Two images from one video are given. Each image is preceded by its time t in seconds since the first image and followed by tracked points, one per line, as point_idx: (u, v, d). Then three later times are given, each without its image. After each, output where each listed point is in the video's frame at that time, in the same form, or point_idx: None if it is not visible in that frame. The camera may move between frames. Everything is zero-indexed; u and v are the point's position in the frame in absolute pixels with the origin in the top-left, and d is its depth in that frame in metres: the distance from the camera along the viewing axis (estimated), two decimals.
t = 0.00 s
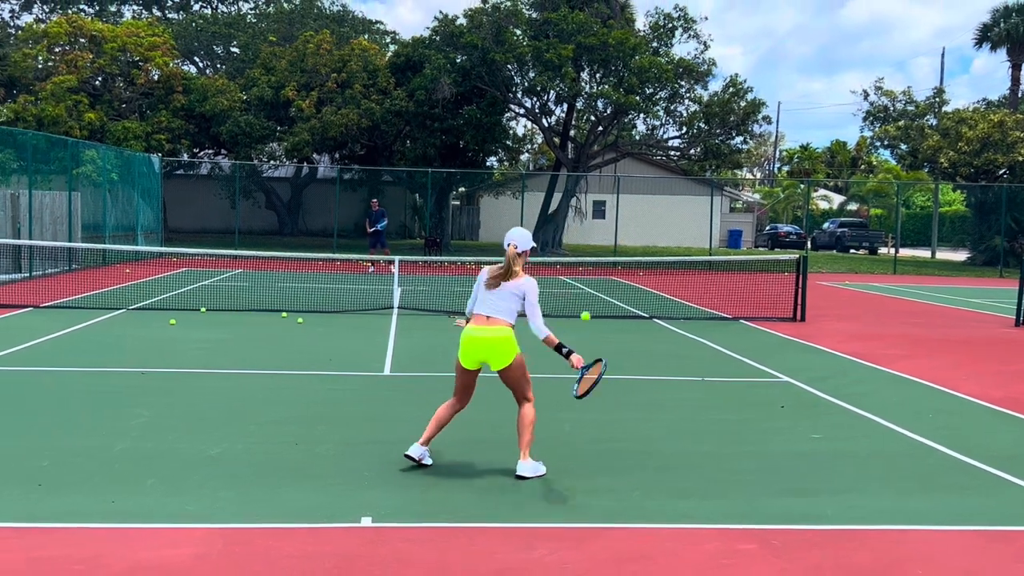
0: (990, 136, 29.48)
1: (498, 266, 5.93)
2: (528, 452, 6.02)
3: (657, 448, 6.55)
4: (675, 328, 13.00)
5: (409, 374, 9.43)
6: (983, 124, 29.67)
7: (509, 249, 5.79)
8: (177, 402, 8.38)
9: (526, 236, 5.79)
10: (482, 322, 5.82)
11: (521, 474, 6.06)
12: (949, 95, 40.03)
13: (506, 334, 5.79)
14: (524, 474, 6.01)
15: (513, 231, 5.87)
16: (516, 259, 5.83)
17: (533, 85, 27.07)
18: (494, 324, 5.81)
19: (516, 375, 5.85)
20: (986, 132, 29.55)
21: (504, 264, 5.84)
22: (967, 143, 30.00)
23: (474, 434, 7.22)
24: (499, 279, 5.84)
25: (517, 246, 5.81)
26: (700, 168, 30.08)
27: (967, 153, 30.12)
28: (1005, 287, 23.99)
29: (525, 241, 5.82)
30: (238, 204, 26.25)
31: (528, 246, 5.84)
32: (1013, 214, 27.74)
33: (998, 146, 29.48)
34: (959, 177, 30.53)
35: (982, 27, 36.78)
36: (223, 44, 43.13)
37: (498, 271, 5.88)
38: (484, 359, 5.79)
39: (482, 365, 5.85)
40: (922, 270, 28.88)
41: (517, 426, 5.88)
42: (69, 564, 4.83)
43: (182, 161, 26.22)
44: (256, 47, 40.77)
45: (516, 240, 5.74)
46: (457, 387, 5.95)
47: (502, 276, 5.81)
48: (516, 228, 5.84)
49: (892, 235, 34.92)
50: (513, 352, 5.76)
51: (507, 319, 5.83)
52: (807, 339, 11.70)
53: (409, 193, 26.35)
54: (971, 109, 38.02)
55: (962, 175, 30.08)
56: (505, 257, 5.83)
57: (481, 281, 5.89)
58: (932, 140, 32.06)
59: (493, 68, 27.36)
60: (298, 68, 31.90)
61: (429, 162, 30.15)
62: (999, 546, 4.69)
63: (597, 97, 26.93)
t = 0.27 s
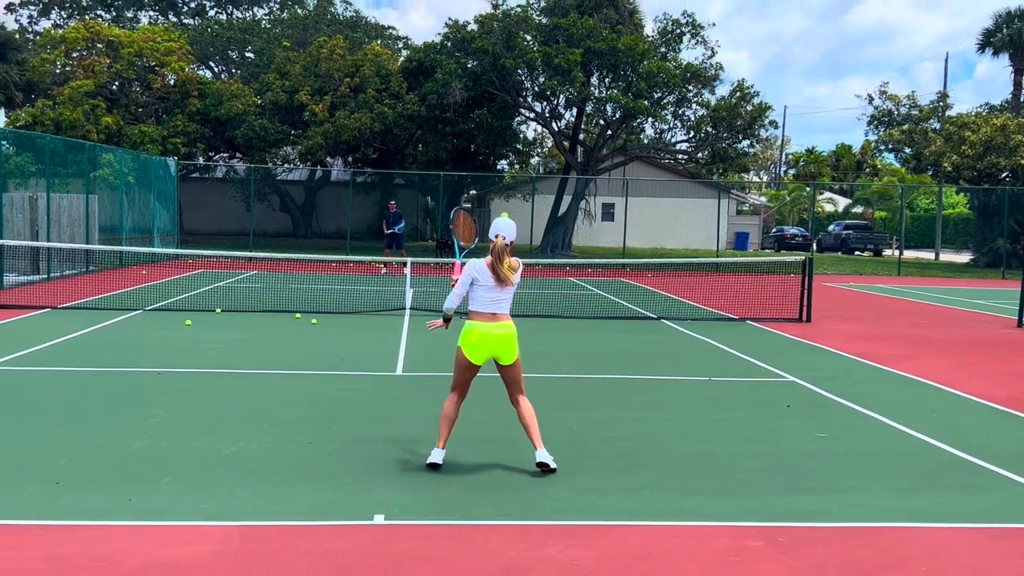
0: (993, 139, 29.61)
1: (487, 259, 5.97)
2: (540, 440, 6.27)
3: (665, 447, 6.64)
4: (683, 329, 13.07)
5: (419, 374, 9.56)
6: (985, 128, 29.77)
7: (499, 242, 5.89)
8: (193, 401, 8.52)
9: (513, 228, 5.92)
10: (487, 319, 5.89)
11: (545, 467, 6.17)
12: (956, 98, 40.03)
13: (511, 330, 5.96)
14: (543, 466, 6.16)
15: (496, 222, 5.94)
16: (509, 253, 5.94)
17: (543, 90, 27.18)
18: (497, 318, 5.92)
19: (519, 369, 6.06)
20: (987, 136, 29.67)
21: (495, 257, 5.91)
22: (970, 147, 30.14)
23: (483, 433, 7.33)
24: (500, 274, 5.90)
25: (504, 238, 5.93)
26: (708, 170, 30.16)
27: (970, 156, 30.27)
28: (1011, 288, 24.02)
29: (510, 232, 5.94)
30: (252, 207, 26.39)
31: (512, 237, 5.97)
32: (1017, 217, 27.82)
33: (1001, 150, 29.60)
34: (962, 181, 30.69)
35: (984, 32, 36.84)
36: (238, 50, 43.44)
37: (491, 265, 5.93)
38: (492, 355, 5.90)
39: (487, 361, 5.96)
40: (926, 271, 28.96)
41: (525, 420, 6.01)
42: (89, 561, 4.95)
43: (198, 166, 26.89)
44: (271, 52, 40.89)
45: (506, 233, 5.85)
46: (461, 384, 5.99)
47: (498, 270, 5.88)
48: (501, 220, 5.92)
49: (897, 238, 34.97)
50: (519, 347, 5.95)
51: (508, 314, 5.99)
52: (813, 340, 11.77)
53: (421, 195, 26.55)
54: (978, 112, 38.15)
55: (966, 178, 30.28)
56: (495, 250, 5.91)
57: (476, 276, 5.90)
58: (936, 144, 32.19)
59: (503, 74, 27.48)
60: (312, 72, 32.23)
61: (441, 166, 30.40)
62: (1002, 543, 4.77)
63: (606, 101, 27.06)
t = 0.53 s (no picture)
0: (995, 143, 30.14)
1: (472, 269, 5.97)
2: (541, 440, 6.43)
3: (672, 446, 6.74)
4: (690, 330, 13.17)
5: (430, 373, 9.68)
6: (988, 132, 30.30)
7: (484, 252, 5.87)
8: (208, 401, 8.66)
9: (498, 238, 5.92)
10: (477, 327, 5.96)
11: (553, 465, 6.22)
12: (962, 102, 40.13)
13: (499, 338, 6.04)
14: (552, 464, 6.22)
15: (480, 233, 5.93)
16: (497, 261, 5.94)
17: (553, 95, 27.30)
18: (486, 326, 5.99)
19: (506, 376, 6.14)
20: (991, 139, 30.18)
21: (483, 267, 5.90)
22: (974, 150, 30.59)
23: (493, 431, 7.44)
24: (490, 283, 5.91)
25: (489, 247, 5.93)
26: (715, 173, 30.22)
27: (974, 160, 30.74)
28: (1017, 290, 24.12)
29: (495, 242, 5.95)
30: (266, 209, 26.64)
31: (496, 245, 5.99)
32: (1020, 220, 28.03)
33: (1003, 153, 30.10)
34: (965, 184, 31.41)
35: (987, 37, 36.76)
36: (253, 54, 43.60)
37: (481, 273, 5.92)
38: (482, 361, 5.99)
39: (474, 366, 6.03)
40: (929, 272, 29.15)
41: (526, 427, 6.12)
42: (112, 555, 5.07)
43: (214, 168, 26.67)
44: (286, 57, 41.02)
45: (492, 244, 5.84)
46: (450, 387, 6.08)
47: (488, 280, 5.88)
48: (486, 230, 5.91)
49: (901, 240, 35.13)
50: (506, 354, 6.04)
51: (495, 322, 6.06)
52: (818, 340, 11.85)
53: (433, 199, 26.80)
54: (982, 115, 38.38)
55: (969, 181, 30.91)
56: (481, 260, 5.89)
57: (464, 287, 5.91)
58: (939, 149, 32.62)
59: (514, 78, 27.58)
60: (325, 77, 32.34)
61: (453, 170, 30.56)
62: (1003, 540, 4.87)
63: (615, 105, 27.23)
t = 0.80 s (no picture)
0: (998, 147, 30.36)
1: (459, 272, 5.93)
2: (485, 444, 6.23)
3: (681, 445, 6.83)
4: (699, 330, 13.26)
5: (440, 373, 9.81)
6: (991, 135, 30.54)
7: (470, 254, 5.86)
8: (224, 401, 8.79)
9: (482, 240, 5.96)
10: (473, 329, 5.87)
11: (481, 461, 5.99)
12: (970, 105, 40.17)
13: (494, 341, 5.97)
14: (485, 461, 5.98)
15: (464, 236, 5.96)
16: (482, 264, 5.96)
17: (563, 99, 27.44)
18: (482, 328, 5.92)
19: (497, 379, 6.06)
20: (994, 143, 30.42)
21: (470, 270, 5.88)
22: (977, 154, 30.86)
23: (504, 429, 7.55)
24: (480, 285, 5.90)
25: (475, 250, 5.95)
26: (722, 177, 30.44)
27: (976, 163, 31.05)
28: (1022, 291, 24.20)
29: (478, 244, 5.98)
30: (281, 211, 26.92)
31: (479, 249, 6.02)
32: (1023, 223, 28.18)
33: (1006, 156, 30.33)
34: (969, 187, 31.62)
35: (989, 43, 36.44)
36: (269, 60, 43.91)
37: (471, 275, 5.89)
38: (482, 365, 5.89)
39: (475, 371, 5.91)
40: (933, 274, 29.30)
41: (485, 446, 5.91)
42: (132, 550, 5.18)
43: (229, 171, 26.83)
44: (300, 62, 41.41)
45: (478, 245, 5.85)
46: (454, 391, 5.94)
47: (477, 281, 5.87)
48: (471, 233, 5.94)
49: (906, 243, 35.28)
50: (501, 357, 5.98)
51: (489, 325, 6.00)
52: (825, 340, 11.93)
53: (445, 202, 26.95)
54: (988, 120, 38.54)
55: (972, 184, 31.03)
56: (467, 262, 5.86)
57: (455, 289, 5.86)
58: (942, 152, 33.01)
59: (525, 83, 27.68)
60: (339, 82, 32.63)
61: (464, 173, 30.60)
62: (1007, 538, 4.94)
63: (624, 110, 27.41)
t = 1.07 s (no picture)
0: (1003, 149, 31.12)
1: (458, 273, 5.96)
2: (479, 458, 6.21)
3: (688, 444, 6.92)
4: (707, 330, 13.37)
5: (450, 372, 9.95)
6: (995, 139, 31.41)
7: (472, 255, 5.90)
8: (240, 401, 8.94)
9: (482, 240, 5.95)
10: (468, 329, 5.81)
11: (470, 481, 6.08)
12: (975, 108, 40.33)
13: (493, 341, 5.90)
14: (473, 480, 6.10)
15: (465, 237, 5.98)
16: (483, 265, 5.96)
17: (573, 104, 27.62)
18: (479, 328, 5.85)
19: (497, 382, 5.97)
20: (998, 146, 31.26)
21: (468, 271, 5.90)
22: (981, 157, 31.82)
23: (513, 425, 7.67)
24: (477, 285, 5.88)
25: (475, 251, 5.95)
26: (730, 180, 30.72)
27: (980, 166, 32.01)
28: None
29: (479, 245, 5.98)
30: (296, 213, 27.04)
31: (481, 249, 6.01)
32: None
33: (1009, 160, 31.14)
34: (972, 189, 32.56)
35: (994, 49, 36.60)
36: (283, 65, 44.15)
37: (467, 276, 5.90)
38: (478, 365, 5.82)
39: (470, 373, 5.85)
40: (936, 276, 29.54)
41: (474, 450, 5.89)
42: (152, 546, 5.30)
43: (246, 175, 27.44)
44: (315, 67, 41.78)
45: (479, 246, 5.89)
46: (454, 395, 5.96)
47: (473, 281, 5.86)
48: (470, 234, 5.96)
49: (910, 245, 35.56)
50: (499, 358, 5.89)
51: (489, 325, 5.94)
52: (829, 340, 12.02)
53: (457, 205, 27.19)
54: (993, 123, 38.73)
55: (976, 187, 32.17)
56: (467, 263, 5.90)
57: (451, 290, 5.89)
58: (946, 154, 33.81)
59: (536, 88, 27.82)
60: (353, 86, 33.09)
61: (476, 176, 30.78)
62: (1008, 534, 5.05)
63: (633, 114, 27.64)
